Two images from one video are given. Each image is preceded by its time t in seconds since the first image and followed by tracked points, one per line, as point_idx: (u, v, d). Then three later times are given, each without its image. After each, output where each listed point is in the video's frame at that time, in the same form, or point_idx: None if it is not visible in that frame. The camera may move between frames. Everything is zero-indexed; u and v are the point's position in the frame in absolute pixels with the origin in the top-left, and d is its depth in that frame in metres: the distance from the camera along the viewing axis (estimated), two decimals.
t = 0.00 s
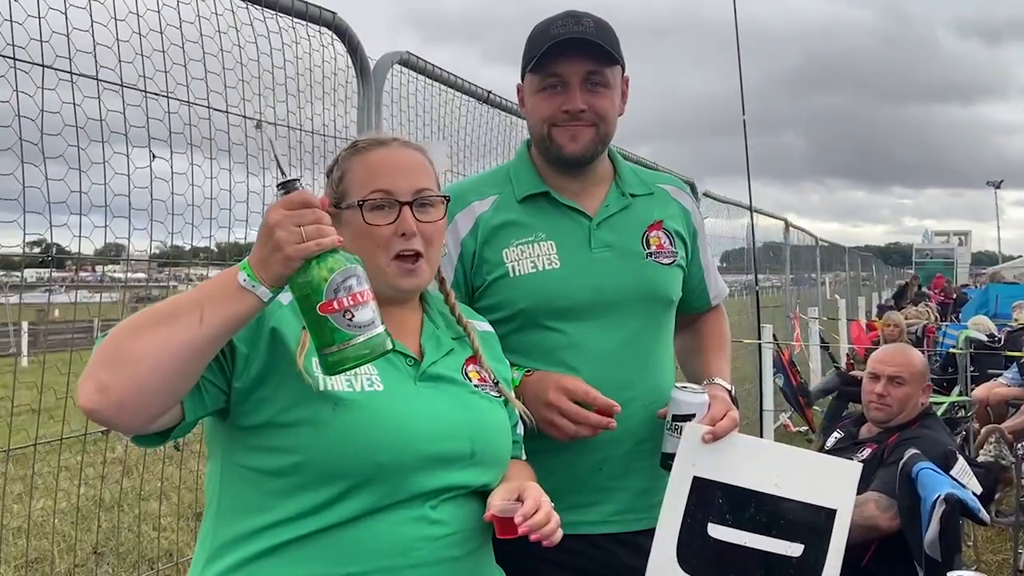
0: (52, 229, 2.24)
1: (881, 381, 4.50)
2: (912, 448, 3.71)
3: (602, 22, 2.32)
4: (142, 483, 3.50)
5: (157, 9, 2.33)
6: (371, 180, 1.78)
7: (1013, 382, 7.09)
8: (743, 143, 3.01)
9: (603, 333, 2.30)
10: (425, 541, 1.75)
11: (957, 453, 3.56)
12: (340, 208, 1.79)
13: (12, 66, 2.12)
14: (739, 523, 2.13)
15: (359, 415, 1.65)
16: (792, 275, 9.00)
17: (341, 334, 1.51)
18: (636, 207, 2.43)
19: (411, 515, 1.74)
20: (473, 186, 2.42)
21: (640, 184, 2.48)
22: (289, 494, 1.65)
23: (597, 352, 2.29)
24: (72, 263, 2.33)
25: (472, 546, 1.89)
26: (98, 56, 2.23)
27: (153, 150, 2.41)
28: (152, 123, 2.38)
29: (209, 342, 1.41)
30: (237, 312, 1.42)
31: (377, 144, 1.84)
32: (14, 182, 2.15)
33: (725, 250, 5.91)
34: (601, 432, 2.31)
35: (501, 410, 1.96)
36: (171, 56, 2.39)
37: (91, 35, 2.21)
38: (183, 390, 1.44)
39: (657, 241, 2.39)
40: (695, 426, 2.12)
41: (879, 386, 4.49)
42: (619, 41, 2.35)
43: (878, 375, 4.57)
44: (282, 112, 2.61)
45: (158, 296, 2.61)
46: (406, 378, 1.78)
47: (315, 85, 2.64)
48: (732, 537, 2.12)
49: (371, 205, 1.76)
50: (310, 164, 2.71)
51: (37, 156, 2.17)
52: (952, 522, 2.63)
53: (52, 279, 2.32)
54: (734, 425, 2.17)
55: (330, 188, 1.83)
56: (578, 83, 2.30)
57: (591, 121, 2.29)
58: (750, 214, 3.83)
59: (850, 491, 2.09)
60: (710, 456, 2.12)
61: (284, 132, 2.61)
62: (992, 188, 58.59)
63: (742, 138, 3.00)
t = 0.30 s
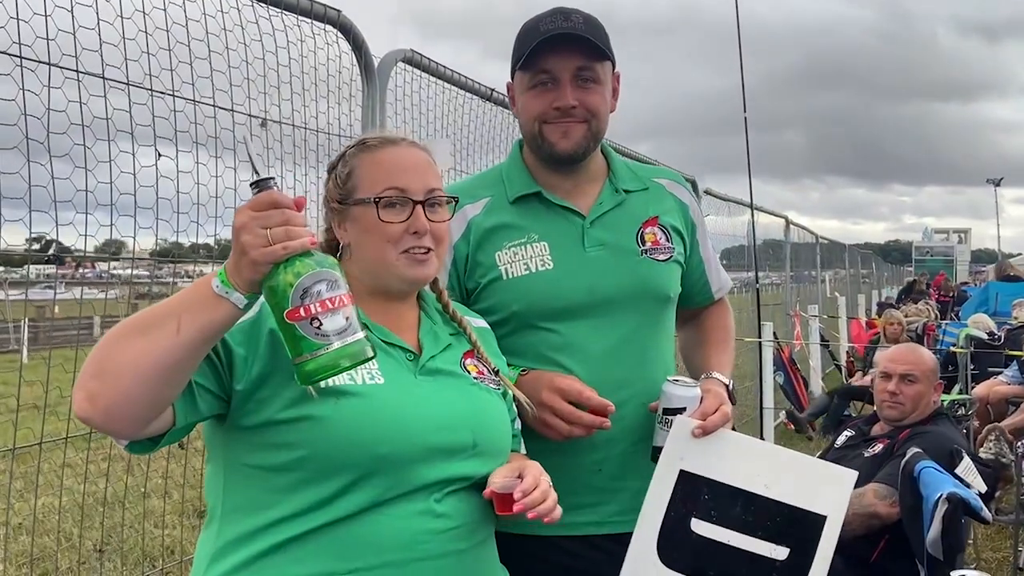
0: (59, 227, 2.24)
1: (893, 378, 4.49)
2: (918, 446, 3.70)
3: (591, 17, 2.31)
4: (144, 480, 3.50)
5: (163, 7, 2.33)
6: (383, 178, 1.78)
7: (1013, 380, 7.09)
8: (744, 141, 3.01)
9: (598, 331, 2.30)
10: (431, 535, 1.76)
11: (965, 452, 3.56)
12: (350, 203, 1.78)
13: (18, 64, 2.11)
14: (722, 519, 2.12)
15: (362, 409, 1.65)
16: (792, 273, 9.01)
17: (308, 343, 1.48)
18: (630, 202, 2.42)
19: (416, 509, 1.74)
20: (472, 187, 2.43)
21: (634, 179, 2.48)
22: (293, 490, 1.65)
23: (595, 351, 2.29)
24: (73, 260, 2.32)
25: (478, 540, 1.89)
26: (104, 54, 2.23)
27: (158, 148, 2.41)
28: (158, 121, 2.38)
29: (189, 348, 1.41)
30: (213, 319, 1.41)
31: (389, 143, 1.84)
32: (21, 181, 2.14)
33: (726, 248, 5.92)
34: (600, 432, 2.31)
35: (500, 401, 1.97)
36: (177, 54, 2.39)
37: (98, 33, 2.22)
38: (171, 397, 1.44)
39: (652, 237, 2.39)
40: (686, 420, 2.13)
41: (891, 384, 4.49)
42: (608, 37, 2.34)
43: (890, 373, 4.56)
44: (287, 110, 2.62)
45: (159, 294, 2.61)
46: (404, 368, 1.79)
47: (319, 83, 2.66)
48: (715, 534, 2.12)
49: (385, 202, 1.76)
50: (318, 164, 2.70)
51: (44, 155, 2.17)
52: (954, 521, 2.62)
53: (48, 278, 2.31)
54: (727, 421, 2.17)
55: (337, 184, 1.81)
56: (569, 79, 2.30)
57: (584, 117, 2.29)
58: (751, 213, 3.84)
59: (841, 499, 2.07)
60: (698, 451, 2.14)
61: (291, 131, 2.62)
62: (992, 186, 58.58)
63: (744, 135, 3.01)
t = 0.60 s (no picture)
0: (56, 229, 2.24)
1: (895, 379, 4.50)
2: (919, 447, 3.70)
3: (592, 15, 2.30)
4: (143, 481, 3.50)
5: (162, 9, 2.34)
6: (377, 177, 1.78)
7: (1011, 381, 7.08)
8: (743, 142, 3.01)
9: (600, 332, 2.30)
10: (430, 537, 1.76)
11: (965, 452, 3.57)
12: (345, 204, 1.78)
13: (16, 67, 2.11)
14: (719, 523, 2.12)
15: (359, 412, 1.64)
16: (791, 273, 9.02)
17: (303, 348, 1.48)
18: (633, 202, 2.42)
19: (415, 511, 1.74)
20: (472, 187, 2.43)
21: (637, 179, 2.48)
22: (291, 493, 1.65)
23: (596, 352, 2.29)
24: (71, 260, 2.31)
25: (475, 542, 1.89)
26: (102, 56, 2.23)
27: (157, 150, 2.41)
28: (156, 124, 2.38)
29: (185, 352, 1.40)
30: (209, 321, 1.40)
31: (383, 143, 1.84)
32: (19, 183, 2.14)
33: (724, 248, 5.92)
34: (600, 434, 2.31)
35: (498, 401, 1.97)
36: (176, 56, 2.39)
37: (96, 35, 2.22)
38: (167, 400, 1.44)
39: (655, 237, 2.39)
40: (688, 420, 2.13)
41: (893, 384, 4.49)
42: (611, 34, 2.34)
43: (892, 374, 4.57)
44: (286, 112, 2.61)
45: (158, 294, 2.61)
46: (401, 371, 1.79)
47: (318, 84, 2.64)
48: (711, 538, 2.12)
49: (379, 201, 1.76)
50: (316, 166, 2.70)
51: (42, 156, 2.17)
52: (952, 521, 2.61)
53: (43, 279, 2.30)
54: (729, 423, 2.17)
55: (331, 185, 1.82)
56: (571, 78, 2.30)
57: (585, 117, 2.29)
58: (750, 214, 3.84)
59: (838, 512, 2.07)
60: (696, 451, 2.14)
61: (289, 133, 2.62)
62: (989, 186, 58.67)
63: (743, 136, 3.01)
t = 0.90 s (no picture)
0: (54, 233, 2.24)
1: (892, 380, 4.51)
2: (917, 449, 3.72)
3: (588, 17, 2.31)
4: (142, 483, 3.50)
5: (158, 12, 2.34)
6: (360, 178, 1.78)
7: (1011, 381, 7.03)
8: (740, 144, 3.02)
9: (596, 332, 2.30)
10: (424, 542, 1.76)
11: (962, 453, 3.58)
12: (330, 206, 1.79)
13: (12, 70, 2.11)
14: (721, 526, 2.12)
15: (354, 415, 1.65)
16: (788, 274, 9.03)
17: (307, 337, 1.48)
18: (630, 202, 2.42)
19: (410, 515, 1.74)
20: (468, 187, 2.43)
21: (634, 179, 2.48)
22: (287, 497, 1.65)
23: (592, 353, 2.29)
24: (70, 262, 2.30)
25: (471, 546, 1.89)
26: (99, 59, 2.24)
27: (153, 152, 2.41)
28: (152, 126, 2.39)
29: (183, 344, 1.40)
30: (209, 312, 1.40)
31: (367, 143, 1.84)
32: (15, 186, 2.13)
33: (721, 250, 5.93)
34: (597, 436, 2.31)
35: (494, 404, 1.97)
36: (172, 59, 2.39)
37: (92, 38, 2.22)
38: (163, 392, 1.43)
39: (652, 237, 2.39)
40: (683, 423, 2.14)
41: (891, 385, 4.50)
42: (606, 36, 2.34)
43: (889, 375, 4.58)
44: (282, 114, 2.61)
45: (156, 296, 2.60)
46: (396, 375, 1.79)
47: (314, 86, 2.64)
48: (716, 542, 2.12)
49: (360, 202, 1.76)
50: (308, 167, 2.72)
51: (38, 159, 2.17)
52: (950, 522, 2.63)
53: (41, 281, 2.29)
54: (724, 424, 2.18)
55: (321, 188, 1.83)
56: (567, 79, 2.30)
57: (581, 118, 2.29)
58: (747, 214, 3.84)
59: (845, 506, 2.05)
60: (694, 454, 2.14)
61: (285, 135, 2.62)
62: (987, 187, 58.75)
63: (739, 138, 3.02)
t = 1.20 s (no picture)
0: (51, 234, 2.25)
1: (886, 382, 4.51)
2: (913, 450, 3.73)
3: (586, 19, 2.31)
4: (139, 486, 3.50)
5: (156, 13, 2.34)
6: (351, 180, 1.78)
7: (1006, 381, 7.11)
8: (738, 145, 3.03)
9: (594, 332, 2.30)
10: (423, 541, 1.76)
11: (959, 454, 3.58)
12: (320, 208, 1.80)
13: (11, 72, 2.11)
14: (722, 525, 2.12)
15: (348, 411, 1.64)
16: (786, 275, 9.03)
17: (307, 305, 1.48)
18: (628, 201, 2.42)
19: (409, 514, 1.74)
20: (465, 187, 2.43)
21: (632, 178, 2.48)
22: (283, 495, 1.65)
23: (590, 353, 2.29)
24: (67, 264, 2.32)
25: (469, 545, 1.89)
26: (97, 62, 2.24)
27: (151, 153, 2.41)
28: (151, 127, 2.38)
29: (182, 313, 1.39)
30: (206, 282, 1.40)
31: (357, 144, 1.85)
32: (14, 188, 2.13)
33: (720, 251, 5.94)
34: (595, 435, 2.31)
35: (493, 405, 1.97)
36: (170, 61, 2.39)
37: (90, 40, 2.22)
38: (160, 367, 1.41)
39: (650, 236, 2.39)
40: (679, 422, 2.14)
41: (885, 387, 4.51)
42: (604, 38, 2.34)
43: (882, 377, 4.59)
44: (281, 116, 2.61)
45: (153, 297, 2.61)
46: (393, 374, 1.79)
47: (313, 88, 2.64)
48: (717, 541, 2.12)
49: (349, 205, 1.77)
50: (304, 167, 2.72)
51: (36, 161, 2.17)
52: (947, 524, 2.64)
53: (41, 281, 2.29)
54: (721, 423, 2.18)
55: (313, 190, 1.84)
56: (564, 81, 2.30)
57: (578, 121, 2.29)
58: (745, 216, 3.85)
59: (845, 499, 2.06)
60: (691, 454, 2.14)
61: (286, 137, 2.62)
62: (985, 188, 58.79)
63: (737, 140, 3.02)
